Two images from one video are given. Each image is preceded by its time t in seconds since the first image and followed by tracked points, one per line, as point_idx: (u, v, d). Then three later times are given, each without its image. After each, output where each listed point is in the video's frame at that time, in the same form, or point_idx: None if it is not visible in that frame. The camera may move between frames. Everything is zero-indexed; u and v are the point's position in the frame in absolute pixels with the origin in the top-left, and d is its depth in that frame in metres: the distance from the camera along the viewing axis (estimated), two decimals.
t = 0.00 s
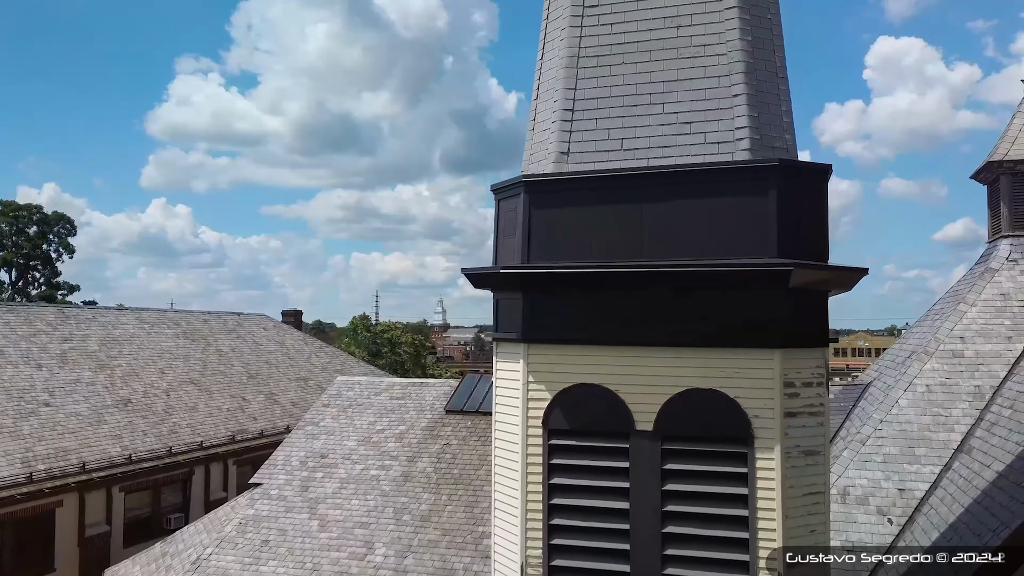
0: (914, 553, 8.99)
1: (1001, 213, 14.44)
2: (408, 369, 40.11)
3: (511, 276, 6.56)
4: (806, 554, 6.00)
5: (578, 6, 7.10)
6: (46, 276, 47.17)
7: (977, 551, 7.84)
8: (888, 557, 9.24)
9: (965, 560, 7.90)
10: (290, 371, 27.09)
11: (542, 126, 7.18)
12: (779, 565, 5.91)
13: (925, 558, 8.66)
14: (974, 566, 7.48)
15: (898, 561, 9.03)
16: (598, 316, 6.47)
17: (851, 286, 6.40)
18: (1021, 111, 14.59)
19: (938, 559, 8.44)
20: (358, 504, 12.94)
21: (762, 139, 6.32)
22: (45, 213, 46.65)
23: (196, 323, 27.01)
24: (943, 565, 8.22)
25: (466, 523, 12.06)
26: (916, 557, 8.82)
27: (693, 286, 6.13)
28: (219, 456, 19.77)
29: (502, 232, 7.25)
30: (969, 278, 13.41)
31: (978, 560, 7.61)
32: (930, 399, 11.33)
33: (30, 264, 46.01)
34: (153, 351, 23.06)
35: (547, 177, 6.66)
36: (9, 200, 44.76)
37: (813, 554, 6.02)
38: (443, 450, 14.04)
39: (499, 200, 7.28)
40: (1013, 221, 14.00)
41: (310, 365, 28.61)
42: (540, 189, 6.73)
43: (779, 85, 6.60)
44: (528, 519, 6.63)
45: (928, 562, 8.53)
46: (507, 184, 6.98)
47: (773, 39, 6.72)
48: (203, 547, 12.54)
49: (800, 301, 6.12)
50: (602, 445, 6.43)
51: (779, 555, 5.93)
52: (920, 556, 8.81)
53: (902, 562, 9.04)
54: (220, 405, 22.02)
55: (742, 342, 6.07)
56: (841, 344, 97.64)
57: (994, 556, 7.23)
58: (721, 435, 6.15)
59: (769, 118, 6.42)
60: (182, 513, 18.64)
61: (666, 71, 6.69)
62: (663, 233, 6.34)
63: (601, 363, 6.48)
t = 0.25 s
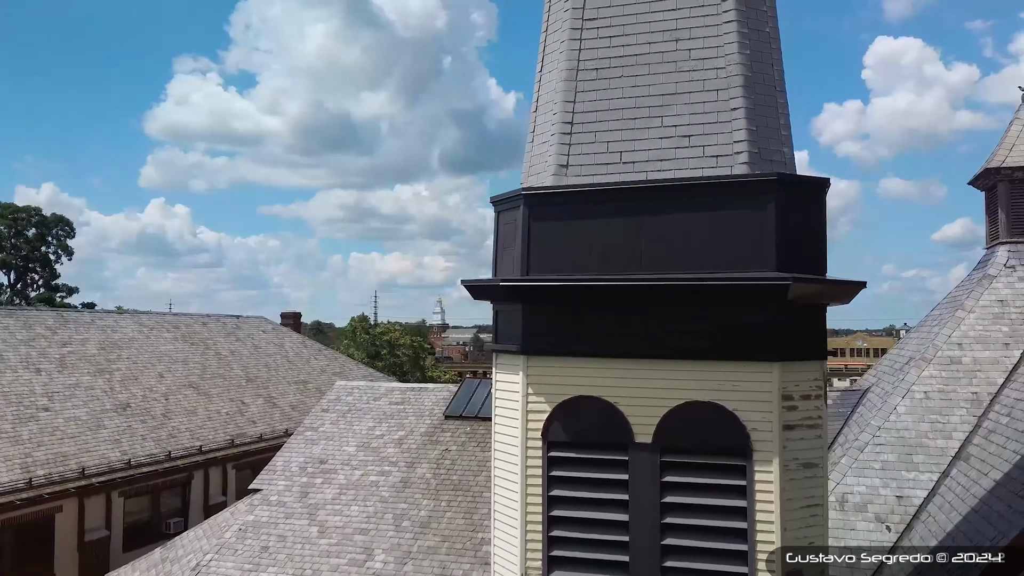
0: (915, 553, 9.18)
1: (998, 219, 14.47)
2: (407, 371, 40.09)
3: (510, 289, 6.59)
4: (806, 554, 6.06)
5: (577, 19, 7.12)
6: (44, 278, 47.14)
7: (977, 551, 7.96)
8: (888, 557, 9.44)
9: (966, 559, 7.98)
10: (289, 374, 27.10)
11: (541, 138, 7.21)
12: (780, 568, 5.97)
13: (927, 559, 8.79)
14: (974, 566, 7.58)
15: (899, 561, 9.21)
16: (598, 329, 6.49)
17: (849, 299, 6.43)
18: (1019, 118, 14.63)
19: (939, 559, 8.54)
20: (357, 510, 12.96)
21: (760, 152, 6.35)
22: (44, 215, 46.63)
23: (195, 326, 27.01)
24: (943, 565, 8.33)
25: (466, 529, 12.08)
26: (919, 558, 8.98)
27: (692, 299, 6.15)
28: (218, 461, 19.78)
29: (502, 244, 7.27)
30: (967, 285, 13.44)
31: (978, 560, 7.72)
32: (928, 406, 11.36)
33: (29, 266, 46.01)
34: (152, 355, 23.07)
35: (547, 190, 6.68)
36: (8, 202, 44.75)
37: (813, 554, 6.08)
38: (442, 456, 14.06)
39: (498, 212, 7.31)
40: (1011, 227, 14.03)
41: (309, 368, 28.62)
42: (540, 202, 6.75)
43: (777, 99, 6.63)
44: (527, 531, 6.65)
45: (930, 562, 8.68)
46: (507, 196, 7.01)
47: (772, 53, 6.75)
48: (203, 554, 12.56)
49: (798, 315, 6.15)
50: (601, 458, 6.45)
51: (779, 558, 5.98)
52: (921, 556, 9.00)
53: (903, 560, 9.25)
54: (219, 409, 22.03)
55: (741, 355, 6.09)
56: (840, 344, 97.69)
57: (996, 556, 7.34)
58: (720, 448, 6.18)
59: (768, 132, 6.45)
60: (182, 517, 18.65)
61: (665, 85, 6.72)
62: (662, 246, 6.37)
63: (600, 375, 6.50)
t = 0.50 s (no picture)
0: (916, 553, 9.24)
1: (997, 223, 14.50)
2: (406, 373, 40.07)
3: (511, 295, 6.62)
4: (806, 554, 6.09)
5: (577, 26, 7.15)
6: (43, 279, 47.13)
7: (977, 551, 8.03)
8: (888, 557, 9.51)
9: (965, 559, 8.09)
10: (288, 376, 27.10)
11: (541, 144, 7.23)
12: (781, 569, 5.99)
13: (928, 559, 8.84)
14: (974, 566, 7.64)
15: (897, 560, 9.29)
16: (598, 336, 6.51)
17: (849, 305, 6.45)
18: (1017, 122, 14.67)
19: (938, 559, 8.62)
20: (357, 513, 12.97)
21: (760, 159, 6.37)
22: (44, 217, 46.64)
23: (194, 328, 27.01)
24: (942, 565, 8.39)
25: (465, 532, 12.09)
26: (920, 557, 9.01)
27: (692, 306, 6.17)
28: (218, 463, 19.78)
29: (502, 250, 7.29)
30: (965, 288, 13.48)
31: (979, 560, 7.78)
32: (927, 409, 11.39)
33: (28, 268, 46.02)
34: (151, 357, 23.08)
35: (547, 197, 6.71)
36: (7, 204, 44.79)
37: (813, 554, 6.12)
38: (442, 459, 14.08)
39: (499, 218, 7.33)
40: (1010, 231, 14.06)
41: (309, 370, 28.63)
42: (540, 208, 6.78)
43: (777, 105, 6.66)
44: (528, 537, 6.67)
45: (930, 562, 8.72)
46: (508, 203, 7.03)
47: (772, 60, 6.78)
48: (203, 556, 12.57)
49: (798, 321, 6.17)
50: (601, 464, 6.47)
51: (780, 560, 6.01)
52: (921, 557, 9.05)
53: (903, 560, 9.31)
54: (219, 410, 22.03)
55: (741, 361, 6.12)
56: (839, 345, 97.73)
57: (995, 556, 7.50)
58: (721, 454, 6.20)
59: (767, 139, 6.48)
60: (182, 520, 18.66)
61: (665, 91, 6.75)
62: (662, 253, 6.39)
63: (601, 381, 6.53)
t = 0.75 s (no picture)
0: (916, 553, 9.27)
1: (996, 224, 14.52)
2: (406, 373, 40.05)
3: (512, 297, 6.64)
4: (806, 554, 6.11)
5: (578, 30, 7.17)
6: (42, 279, 47.11)
7: (977, 551, 8.06)
8: (888, 557, 9.53)
9: (966, 559, 8.11)
10: (288, 376, 27.11)
11: (542, 147, 7.25)
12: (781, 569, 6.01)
13: (928, 559, 8.87)
14: (975, 567, 7.67)
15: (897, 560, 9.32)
16: (599, 338, 6.53)
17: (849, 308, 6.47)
18: (1016, 123, 14.70)
19: (939, 560, 8.63)
20: (357, 513, 12.99)
21: (761, 162, 6.40)
22: (43, 217, 46.64)
23: (194, 328, 27.02)
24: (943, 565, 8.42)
25: (466, 533, 12.11)
26: (920, 557, 9.02)
27: (692, 308, 6.20)
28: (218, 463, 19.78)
29: (503, 252, 7.31)
30: (964, 289, 13.50)
31: (979, 561, 7.80)
32: (926, 410, 11.42)
33: (27, 268, 46.01)
34: (151, 357, 23.09)
35: (548, 199, 6.72)
36: (7, 204, 44.80)
37: (813, 554, 6.14)
38: (442, 460, 14.09)
39: (499, 220, 7.35)
40: (1009, 232, 14.09)
41: (308, 370, 28.63)
42: (541, 211, 6.80)
43: (777, 108, 6.68)
44: (528, 538, 6.69)
45: (930, 562, 8.73)
46: (508, 205, 7.05)
47: (772, 63, 6.80)
48: (203, 557, 12.58)
49: (798, 323, 6.20)
50: (602, 465, 6.49)
51: (781, 560, 6.03)
52: (921, 556, 9.08)
53: (903, 560, 9.34)
54: (219, 411, 22.04)
55: (741, 363, 6.14)
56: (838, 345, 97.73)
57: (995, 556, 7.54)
58: (721, 456, 6.22)
59: (768, 142, 6.51)
60: (181, 520, 18.66)
61: (666, 94, 6.77)
62: (663, 255, 6.41)
63: (601, 383, 6.54)
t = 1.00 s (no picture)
0: (916, 553, 9.27)
1: (994, 224, 14.54)
2: (405, 373, 40.04)
3: (511, 298, 6.66)
4: (806, 555, 6.14)
5: (577, 31, 7.19)
6: (41, 279, 47.09)
7: (977, 551, 8.04)
8: (888, 557, 9.54)
9: (966, 559, 8.08)
10: (287, 376, 27.12)
11: (541, 148, 7.27)
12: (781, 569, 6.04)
13: (928, 559, 8.87)
14: (974, 566, 7.65)
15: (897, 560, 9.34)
16: (599, 338, 6.55)
17: (847, 308, 6.50)
18: (1014, 124, 14.73)
19: (939, 560, 8.63)
20: (357, 513, 13.01)
21: (759, 163, 6.43)
22: (42, 217, 46.62)
23: (193, 329, 27.03)
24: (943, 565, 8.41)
25: (465, 533, 12.13)
26: (920, 557, 9.03)
27: (692, 309, 6.22)
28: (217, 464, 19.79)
29: (503, 253, 7.33)
30: (963, 289, 13.53)
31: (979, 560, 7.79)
32: (925, 410, 11.45)
33: (26, 268, 45.97)
34: (150, 358, 23.09)
35: (548, 200, 6.75)
36: (5, 204, 44.75)
37: (813, 554, 6.16)
38: (441, 460, 14.11)
39: (499, 221, 7.36)
40: (1007, 232, 14.11)
41: (307, 371, 28.64)
42: (541, 211, 6.82)
43: (776, 110, 6.71)
44: (528, 538, 6.72)
45: (931, 562, 8.73)
46: (508, 206, 7.07)
47: (771, 64, 6.82)
48: (203, 557, 12.59)
49: (796, 324, 6.22)
50: (601, 465, 6.51)
51: (780, 560, 6.05)
52: (921, 556, 9.07)
53: (903, 561, 9.34)
54: (218, 411, 22.05)
55: (739, 363, 6.17)
56: (837, 345, 97.79)
57: (995, 557, 7.43)
58: (721, 456, 6.24)
59: (767, 143, 6.54)
60: (181, 520, 18.67)
61: (665, 96, 6.80)
62: (663, 256, 6.44)
63: (601, 384, 6.56)
